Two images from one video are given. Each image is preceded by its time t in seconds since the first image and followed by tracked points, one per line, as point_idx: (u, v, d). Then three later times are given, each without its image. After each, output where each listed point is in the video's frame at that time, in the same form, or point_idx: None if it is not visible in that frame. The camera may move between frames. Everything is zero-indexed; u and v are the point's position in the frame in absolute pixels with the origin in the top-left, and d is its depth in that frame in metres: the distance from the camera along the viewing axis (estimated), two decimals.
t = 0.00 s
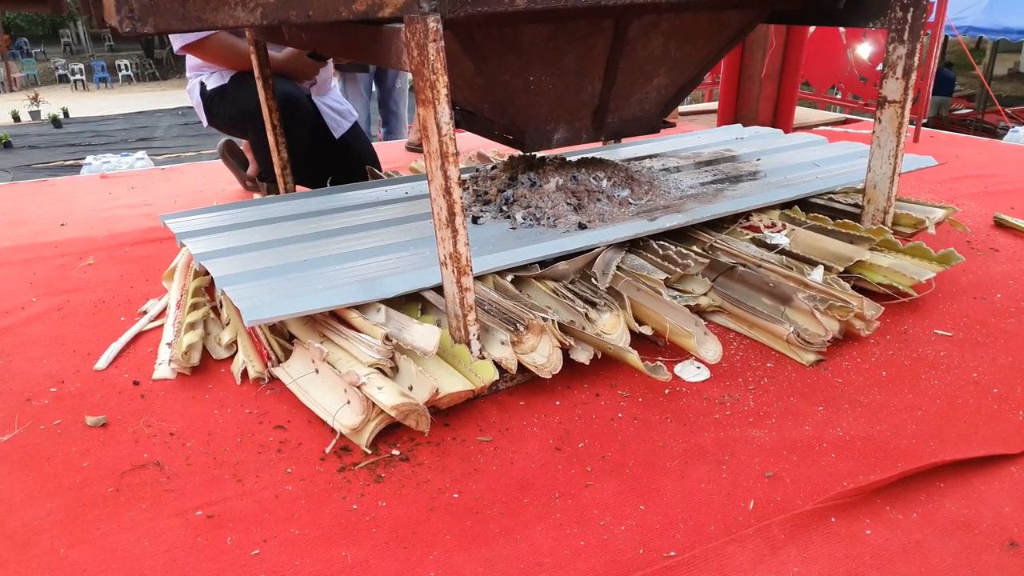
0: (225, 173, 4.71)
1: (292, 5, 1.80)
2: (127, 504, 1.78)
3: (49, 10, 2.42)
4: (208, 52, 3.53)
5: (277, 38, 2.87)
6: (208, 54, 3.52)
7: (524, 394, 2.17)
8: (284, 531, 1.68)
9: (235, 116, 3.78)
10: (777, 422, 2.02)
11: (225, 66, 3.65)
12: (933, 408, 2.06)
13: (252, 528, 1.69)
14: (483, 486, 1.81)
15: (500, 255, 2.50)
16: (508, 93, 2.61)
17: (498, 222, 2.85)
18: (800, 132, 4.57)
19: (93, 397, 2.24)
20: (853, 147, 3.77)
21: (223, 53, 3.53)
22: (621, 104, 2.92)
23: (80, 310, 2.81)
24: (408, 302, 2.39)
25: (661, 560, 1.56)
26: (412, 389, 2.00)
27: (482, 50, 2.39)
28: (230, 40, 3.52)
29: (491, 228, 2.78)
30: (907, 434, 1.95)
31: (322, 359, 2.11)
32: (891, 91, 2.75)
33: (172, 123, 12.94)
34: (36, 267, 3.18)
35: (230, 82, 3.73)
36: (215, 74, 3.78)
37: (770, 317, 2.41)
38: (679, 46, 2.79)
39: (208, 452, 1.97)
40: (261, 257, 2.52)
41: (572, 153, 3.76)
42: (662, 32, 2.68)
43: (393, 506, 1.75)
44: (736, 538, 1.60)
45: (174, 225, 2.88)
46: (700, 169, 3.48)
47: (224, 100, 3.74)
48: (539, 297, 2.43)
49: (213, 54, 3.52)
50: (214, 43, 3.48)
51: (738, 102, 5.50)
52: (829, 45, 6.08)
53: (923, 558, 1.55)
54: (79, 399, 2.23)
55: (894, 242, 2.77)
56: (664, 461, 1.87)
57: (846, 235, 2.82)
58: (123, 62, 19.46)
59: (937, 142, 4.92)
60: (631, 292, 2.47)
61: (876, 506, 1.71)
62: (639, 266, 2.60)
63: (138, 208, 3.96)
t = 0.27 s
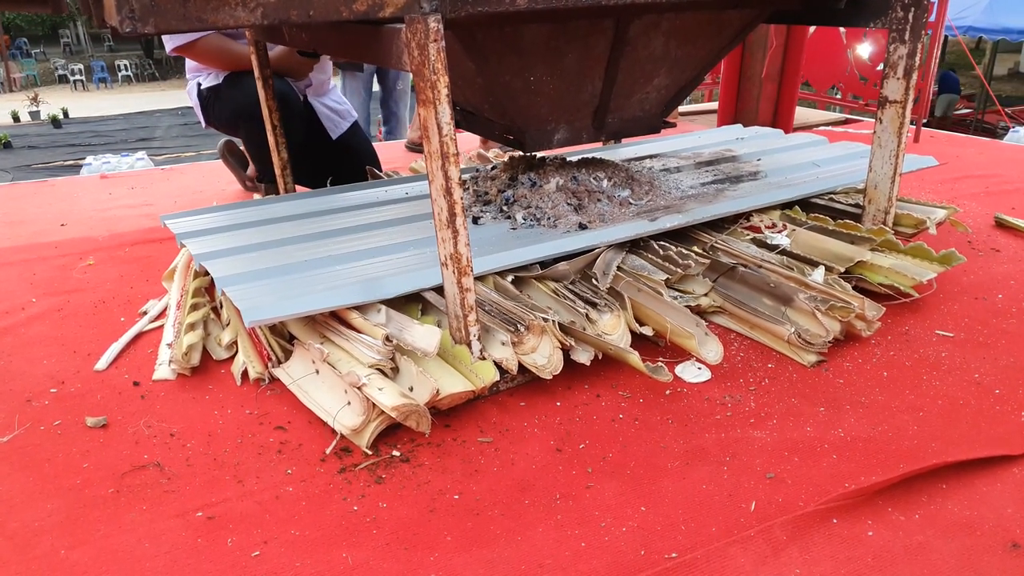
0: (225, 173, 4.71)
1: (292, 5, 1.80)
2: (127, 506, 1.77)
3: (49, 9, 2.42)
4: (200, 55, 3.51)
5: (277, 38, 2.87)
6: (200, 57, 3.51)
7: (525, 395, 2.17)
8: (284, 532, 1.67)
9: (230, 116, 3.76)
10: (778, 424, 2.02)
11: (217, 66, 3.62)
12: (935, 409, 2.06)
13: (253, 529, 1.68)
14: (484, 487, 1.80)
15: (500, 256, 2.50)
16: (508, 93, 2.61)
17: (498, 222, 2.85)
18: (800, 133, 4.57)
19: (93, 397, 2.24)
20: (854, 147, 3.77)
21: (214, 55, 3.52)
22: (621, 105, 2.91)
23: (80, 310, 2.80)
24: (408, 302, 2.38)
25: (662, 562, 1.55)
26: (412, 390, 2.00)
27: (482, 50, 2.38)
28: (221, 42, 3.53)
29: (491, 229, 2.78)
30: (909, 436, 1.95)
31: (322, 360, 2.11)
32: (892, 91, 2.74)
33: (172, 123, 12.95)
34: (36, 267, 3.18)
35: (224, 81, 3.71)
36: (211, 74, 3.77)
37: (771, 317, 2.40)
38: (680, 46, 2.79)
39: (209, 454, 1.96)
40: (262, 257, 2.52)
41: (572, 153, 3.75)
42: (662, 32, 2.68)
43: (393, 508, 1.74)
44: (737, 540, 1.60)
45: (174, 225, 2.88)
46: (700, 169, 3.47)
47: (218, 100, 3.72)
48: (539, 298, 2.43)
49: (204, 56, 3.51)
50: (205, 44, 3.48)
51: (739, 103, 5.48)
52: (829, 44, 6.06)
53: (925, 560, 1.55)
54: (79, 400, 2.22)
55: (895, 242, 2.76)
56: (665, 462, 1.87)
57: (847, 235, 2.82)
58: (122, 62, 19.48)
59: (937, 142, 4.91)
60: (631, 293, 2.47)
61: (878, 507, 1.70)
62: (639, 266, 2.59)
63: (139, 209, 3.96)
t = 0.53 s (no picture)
0: (224, 174, 4.71)
1: (291, 8, 1.83)
2: (126, 508, 1.77)
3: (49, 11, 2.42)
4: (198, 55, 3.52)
5: (276, 39, 2.87)
6: (194, 56, 3.50)
7: (524, 397, 2.17)
8: (283, 535, 1.68)
9: (226, 116, 3.76)
10: (777, 426, 2.02)
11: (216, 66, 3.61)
12: (934, 412, 2.06)
13: (252, 532, 1.69)
14: (483, 490, 1.81)
15: (500, 258, 2.50)
16: (508, 95, 2.61)
17: (498, 224, 2.85)
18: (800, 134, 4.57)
19: (92, 399, 2.24)
20: (853, 149, 3.77)
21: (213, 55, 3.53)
22: (620, 107, 2.91)
23: (80, 312, 2.81)
24: (407, 304, 2.39)
25: (661, 565, 1.55)
26: (411, 393, 2.00)
27: (482, 53, 2.38)
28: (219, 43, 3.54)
29: (491, 230, 2.78)
30: (908, 438, 1.95)
31: (322, 362, 2.11)
32: (892, 93, 2.75)
33: (172, 123, 12.95)
34: (35, 268, 3.18)
35: (221, 81, 3.71)
36: (210, 74, 3.76)
37: (770, 320, 2.41)
38: (679, 48, 2.79)
39: (208, 456, 1.97)
40: (261, 259, 2.52)
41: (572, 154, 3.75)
42: (662, 34, 2.68)
43: (392, 510, 1.75)
44: (736, 543, 1.60)
45: (173, 227, 2.88)
46: (700, 171, 3.47)
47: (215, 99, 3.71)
48: (538, 300, 2.43)
49: (203, 56, 3.52)
50: (200, 44, 3.49)
51: (739, 104, 5.49)
52: (829, 45, 6.06)
53: (923, 563, 1.55)
54: (79, 401, 2.23)
55: (894, 245, 2.77)
56: (664, 465, 1.87)
57: (847, 238, 2.82)
58: (122, 62, 19.49)
59: (937, 143, 4.91)
60: (631, 295, 2.47)
61: (877, 510, 1.71)
62: (638, 268, 2.60)
63: (138, 210, 3.96)
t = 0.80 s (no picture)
0: (225, 176, 4.72)
1: (293, 12, 1.85)
2: (128, 511, 1.78)
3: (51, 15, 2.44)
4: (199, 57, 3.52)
5: (277, 43, 2.88)
6: (195, 60, 3.51)
7: (525, 400, 2.18)
8: (285, 538, 1.68)
9: (227, 118, 3.76)
10: (777, 429, 2.02)
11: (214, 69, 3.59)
12: (934, 414, 2.07)
13: (253, 534, 1.69)
14: (484, 493, 1.81)
15: (500, 260, 2.51)
16: (508, 99, 2.62)
17: (498, 226, 2.86)
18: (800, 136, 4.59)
19: (94, 402, 2.24)
20: (852, 151, 3.77)
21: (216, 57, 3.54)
22: (620, 110, 2.92)
23: (81, 314, 2.81)
24: (408, 307, 2.39)
25: (661, 568, 1.56)
26: (412, 395, 2.00)
27: (482, 56, 2.39)
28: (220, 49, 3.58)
29: (491, 233, 2.79)
30: (908, 441, 1.95)
31: (322, 365, 2.11)
32: (891, 96, 2.76)
33: (172, 125, 12.98)
34: (37, 271, 3.19)
35: (223, 84, 3.71)
36: (212, 77, 3.77)
37: (770, 322, 2.41)
38: (679, 52, 2.80)
39: (209, 458, 1.97)
40: (261, 262, 2.52)
41: (572, 157, 3.76)
42: (662, 38, 2.69)
43: (393, 513, 1.75)
44: (737, 546, 1.61)
45: (175, 229, 2.88)
46: (699, 174, 3.48)
47: (218, 101, 3.72)
48: (539, 302, 2.44)
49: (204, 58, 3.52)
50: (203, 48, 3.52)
51: (738, 105, 5.49)
52: (827, 47, 6.07)
53: (924, 566, 1.55)
54: (80, 404, 2.23)
55: (894, 247, 2.77)
56: (664, 468, 1.88)
57: (846, 240, 2.81)
58: (123, 64, 19.54)
59: (937, 146, 4.92)
60: (631, 297, 2.47)
61: (877, 513, 1.71)
62: (638, 271, 2.61)
63: (139, 212, 3.97)
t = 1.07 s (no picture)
0: (226, 185, 4.74)
1: (296, 25, 1.88)
2: (128, 520, 1.78)
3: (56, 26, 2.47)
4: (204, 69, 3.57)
5: (279, 54, 2.90)
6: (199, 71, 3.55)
7: (525, 409, 2.18)
8: (285, 547, 1.68)
9: (230, 128, 3.78)
10: (777, 438, 2.03)
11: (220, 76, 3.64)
12: (934, 424, 2.07)
13: (254, 544, 1.69)
14: (484, 503, 1.81)
15: (500, 269, 2.52)
16: (508, 110, 2.63)
17: (498, 235, 2.87)
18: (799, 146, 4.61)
19: (95, 411, 2.25)
20: (851, 161, 3.79)
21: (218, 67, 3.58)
22: (619, 120, 2.93)
23: (82, 323, 2.82)
24: (408, 316, 2.40)
25: None
26: (412, 404, 2.01)
27: (483, 68, 2.41)
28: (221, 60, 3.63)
29: (491, 242, 2.80)
30: (908, 451, 1.96)
31: (322, 374, 2.12)
32: (888, 107, 2.78)
33: (173, 134, 13.04)
34: (39, 279, 3.20)
35: (226, 94, 3.73)
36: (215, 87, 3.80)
37: (770, 331, 2.42)
38: (678, 62, 2.82)
39: (210, 468, 1.97)
40: (262, 271, 2.54)
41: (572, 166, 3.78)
42: (661, 49, 2.71)
43: (393, 523, 1.75)
44: (737, 556, 1.61)
45: (176, 238, 2.90)
46: (699, 183, 3.49)
47: (220, 111, 3.74)
48: (539, 311, 2.44)
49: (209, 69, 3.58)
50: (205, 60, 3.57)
51: (737, 116, 5.52)
52: (825, 57, 6.11)
53: None
54: (81, 413, 2.24)
55: (893, 257, 2.78)
56: (664, 477, 1.88)
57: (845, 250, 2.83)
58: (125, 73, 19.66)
59: (935, 155, 4.94)
60: (631, 306, 2.48)
61: (877, 523, 1.71)
62: (638, 280, 2.62)
63: (141, 221, 3.98)
